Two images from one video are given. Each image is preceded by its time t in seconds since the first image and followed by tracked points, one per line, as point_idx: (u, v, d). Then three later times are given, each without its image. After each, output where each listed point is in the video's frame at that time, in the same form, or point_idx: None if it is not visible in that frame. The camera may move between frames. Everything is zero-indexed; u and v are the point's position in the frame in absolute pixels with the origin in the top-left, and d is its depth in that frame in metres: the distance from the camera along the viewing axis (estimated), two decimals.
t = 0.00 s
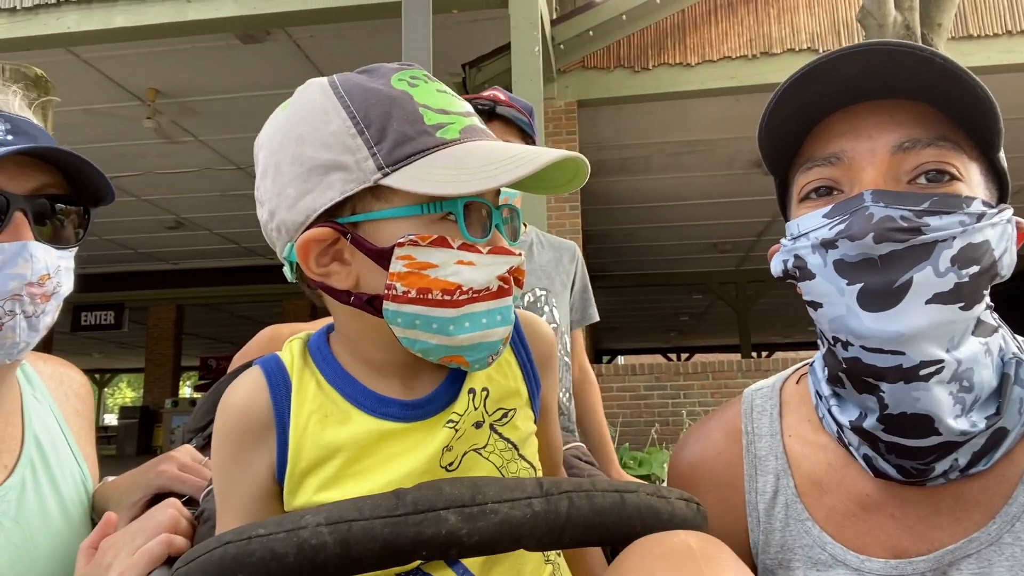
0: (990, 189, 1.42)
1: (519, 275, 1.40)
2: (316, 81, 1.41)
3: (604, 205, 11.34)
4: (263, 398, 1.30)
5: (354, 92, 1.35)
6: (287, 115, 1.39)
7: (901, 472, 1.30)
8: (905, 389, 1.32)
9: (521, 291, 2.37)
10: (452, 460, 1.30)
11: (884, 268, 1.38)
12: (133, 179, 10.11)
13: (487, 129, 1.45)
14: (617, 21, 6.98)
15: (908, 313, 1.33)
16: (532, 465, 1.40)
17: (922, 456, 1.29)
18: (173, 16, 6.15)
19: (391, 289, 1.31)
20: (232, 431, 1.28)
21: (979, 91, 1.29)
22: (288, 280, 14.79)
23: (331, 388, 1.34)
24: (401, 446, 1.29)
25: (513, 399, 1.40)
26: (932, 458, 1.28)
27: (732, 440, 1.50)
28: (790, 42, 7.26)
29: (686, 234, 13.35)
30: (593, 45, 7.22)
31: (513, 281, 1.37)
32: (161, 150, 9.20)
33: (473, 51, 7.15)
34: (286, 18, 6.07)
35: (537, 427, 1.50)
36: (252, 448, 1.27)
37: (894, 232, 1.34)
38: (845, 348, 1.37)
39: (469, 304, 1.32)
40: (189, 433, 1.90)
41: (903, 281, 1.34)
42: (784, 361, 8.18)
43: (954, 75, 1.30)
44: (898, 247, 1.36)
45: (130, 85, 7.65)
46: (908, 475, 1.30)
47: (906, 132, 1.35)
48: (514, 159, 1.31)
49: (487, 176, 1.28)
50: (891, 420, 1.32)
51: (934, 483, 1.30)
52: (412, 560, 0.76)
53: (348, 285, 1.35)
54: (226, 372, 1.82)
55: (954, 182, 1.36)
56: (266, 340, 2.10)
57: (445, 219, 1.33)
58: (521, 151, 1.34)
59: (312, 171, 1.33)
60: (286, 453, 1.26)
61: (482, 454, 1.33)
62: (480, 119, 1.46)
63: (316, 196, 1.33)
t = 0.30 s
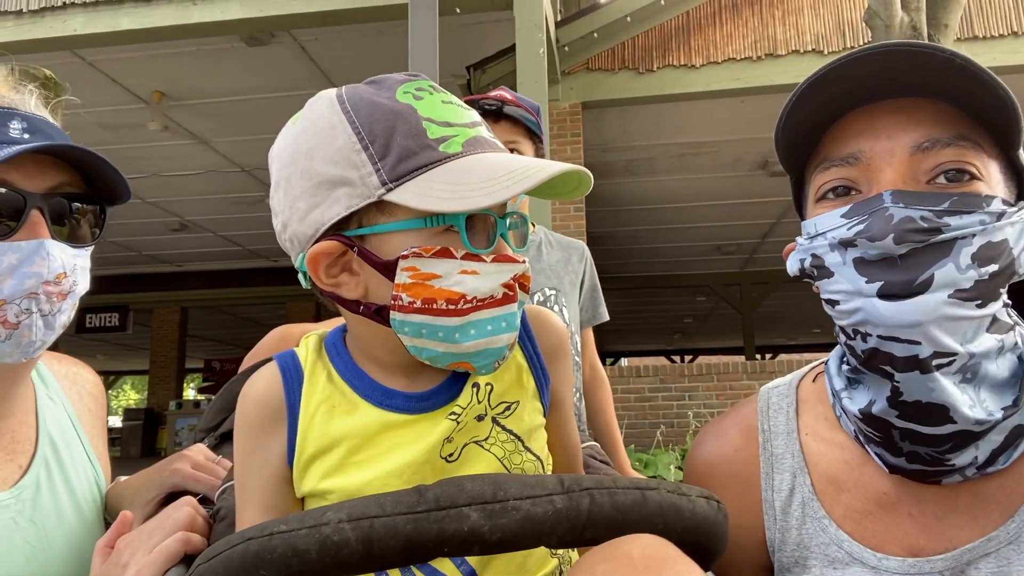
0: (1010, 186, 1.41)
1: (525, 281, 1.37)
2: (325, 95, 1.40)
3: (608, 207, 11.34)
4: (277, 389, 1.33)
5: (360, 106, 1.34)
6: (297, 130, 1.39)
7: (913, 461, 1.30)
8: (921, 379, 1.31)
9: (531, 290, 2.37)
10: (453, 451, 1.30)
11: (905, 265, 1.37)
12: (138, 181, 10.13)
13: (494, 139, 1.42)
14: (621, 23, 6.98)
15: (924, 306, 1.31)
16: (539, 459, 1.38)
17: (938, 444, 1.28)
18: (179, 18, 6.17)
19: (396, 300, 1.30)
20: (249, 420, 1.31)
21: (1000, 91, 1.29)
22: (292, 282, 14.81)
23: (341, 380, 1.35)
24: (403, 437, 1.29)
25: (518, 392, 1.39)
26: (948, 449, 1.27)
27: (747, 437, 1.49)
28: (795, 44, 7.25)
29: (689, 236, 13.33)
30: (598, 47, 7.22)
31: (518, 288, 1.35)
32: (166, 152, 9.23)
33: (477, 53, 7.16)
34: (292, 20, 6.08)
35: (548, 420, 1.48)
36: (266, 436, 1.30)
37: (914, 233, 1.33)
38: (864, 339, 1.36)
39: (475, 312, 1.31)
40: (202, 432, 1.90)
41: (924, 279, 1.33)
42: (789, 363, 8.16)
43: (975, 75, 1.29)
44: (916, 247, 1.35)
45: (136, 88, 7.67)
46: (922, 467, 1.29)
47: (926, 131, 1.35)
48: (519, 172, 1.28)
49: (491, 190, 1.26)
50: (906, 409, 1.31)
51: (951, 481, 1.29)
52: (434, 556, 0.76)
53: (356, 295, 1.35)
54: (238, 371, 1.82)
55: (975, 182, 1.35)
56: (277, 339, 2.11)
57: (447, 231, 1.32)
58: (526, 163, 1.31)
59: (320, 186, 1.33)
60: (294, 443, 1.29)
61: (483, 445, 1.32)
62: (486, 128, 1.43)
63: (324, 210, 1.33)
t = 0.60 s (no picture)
0: (1013, 190, 1.40)
1: (502, 285, 1.34)
2: (305, 96, 1.40)
3: (610, 209, 11.34)
4: (262, 394, 1.35)
5: (329, 109, 1.33)
6: (276, 133, 1.40)
7: (915, 468, 1.30)
8: (922, 387, 1.30)
9: (532, 293, 2.37)
10: (443, 469, 1.29)
11: (904, 267, 1.37)
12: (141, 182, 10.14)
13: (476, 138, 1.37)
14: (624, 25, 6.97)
15: (924, 311, 1.31)
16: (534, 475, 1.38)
17: (938, 452, 1.28)
18: (182, 19, 6.19)
19: (364, 306, 1.31)
20: (233, 424, 1.33)
21: (1001, 93, 1.29)
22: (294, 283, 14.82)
23: (329, 388, 1.36)
24: (388, 451, 1.29)
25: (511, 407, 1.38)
26: (949, 456, 1.27)
27: (749, 439, 1.49)
28: (797, 47, 7.25)
29: (692, 239, 13.32)
30: (601, 49, 7.22)
31: (495, 292, 1.32)
32: (169, 153, 9.24)
33: (480, 55, 7.16)
34: (295, 21, 6.09)
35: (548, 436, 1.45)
36: (250, 440, 1.32)
37: (914, 235, 1.33)
38: (865, 344, 1.36)
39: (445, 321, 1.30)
40: (203, 432, 1.90)
41: (923, 282, 1.33)
42: (791, 366, 8.15)
43: (977, 78, 1.29)
44: (917, 249, 1.35)
45: (140, 89, 7.69)
46: (924, 472, 1.29)
47: (928, 134, 1.35)
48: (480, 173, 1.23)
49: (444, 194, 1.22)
50: (906, 416, 1.31)
51: (953, 484, 1.29)
52: (435, 558, 0.76)
53: (330, 300, 1.35)
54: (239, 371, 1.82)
55: (977, 184, 1.35)
56: (279, 338, 2.12)
57: (414, 236, 1.30)
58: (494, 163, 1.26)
59: (289, 190, 1.34)
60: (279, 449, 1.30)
61: (476, 465, 1.32)
62: (469, 125, 1.39)
63: (293, 214, 1.34)
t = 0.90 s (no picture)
0: (1006, 197, 1.41)
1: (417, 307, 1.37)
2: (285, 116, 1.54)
3: (625, 212, 11.33)
4: (249, 413, 1.42)
5: (282, 132, 1.45)
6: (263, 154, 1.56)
7: (909, 475, 1.31)
8: (915, 394, 1.32)
9: (537, 299, 2.40)
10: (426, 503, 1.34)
11: (895, 273, 1.38)
12: (160, 189, 10.29)
13: (413, 147, 1.38)
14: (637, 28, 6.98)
15: (917, 319, 1.33)
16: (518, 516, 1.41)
17: (932, 459, 1.30)
18: (199, 29, 6.29)
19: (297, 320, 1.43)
20: (221, 439, 1.40)
21: (990, 102, 1.30)
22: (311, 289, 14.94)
23: (316, 411, 1.43)
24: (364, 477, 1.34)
25: (505, 446, 1.41)
26: (942, 462, 1.29)
27: (745, 443, 1.50)
28: (811, 48, 7.22)
29: (707, 241, 13.26)
30: (613, 53, 7.23)
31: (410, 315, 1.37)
32: (187, 161, 9.38)
33: (493, 61, 7.21)
34: (309, 30, 6.17)
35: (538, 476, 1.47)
36: (237, 458, 1.40)
37: (906, 239, 1.34)
38: (859, 351, 1.38)
39: (358, 340, 1.37)
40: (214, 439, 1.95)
41: (914, 288, 1.35)
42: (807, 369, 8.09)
43: (965, 85, 1.30)
44: (909, 254, 1.36)
45: (158, 98, 7.82)
46: (915, 477, 1.31)
47: (920, 140, 1.36)
48: (354, 189, 1.26)
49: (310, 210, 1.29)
50: (903, 425, 1.32)
51: (944, 488, 1.30)
52: (424, 563, 0.79)
53: (287, 313, 1.48)
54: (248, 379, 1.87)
55: (967, 191, 1.36)
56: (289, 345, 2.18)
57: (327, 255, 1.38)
58: (387, 178, 1.28)
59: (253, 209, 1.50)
60: (263, 467, 1.36)
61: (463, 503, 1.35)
62: (415, 134, 1.41)
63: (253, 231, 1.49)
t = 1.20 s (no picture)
0: (1007, 201, 1.41)
1: (420, 326, 1.39)
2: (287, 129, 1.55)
3: (638, 211, 11.30)
4: (250, 435, 1.43)
5: (281, 147, 1.47)
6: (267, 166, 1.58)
7: (909, 476, 1.31)
8: (911, 392, 1.32)
9: (543, 302, 2.40)
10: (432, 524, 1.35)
11: (892, 271, 1.38)
12: (176, 193, 10.40)
13: (414, 161, 1.40)
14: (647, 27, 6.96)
15: (912, 318, 1.33)
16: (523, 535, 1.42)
17: (931, 460, 1.29)
18: (212, 34, 6.35)
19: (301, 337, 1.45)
20: (226, 465, 1.41)
21: (989, 103, 1.29)
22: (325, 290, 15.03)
23: (317, 433, 1.43)
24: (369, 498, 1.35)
25: (510, 465, 1.42)
26: (940, 463, 1.29)
27: (745, 446, 1.50)
28: (824, 44, 7.17)
29: (722, 239, 13.21)
30: (624, 52, 7.22)
31: (414, 334, 1.39)
32: (201, 165, 9.47)
33: (503, 62, 7.22)
34: (321, 33, 6.21)
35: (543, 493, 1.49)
36: (239, 482, 1.40)
37: (903, 238, 1.34)
38: (855, 349, 1.38)
39: (361, 359, 1.39)
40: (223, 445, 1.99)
41: (911, 287, 1.35)
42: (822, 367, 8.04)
43: (963, 86, 1.30)
44: (906, 252, 1.36)
45: (173, 103, 7.90)
46: (915, 479, 1.31)
47: (919, 141, 1.36)
48: (354, 210, 1.29)
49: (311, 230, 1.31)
50: (900, 423, 1.32)
51: (944, 490, 1.30)
52: (417, 569, 0.80)
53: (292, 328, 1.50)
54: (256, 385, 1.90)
55: (967, 192, 1.36)
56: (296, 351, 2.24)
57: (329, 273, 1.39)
58: (387, 197, 1.30)
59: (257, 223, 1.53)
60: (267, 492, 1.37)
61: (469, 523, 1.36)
62: (414, 147, 1.43)
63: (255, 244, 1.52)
